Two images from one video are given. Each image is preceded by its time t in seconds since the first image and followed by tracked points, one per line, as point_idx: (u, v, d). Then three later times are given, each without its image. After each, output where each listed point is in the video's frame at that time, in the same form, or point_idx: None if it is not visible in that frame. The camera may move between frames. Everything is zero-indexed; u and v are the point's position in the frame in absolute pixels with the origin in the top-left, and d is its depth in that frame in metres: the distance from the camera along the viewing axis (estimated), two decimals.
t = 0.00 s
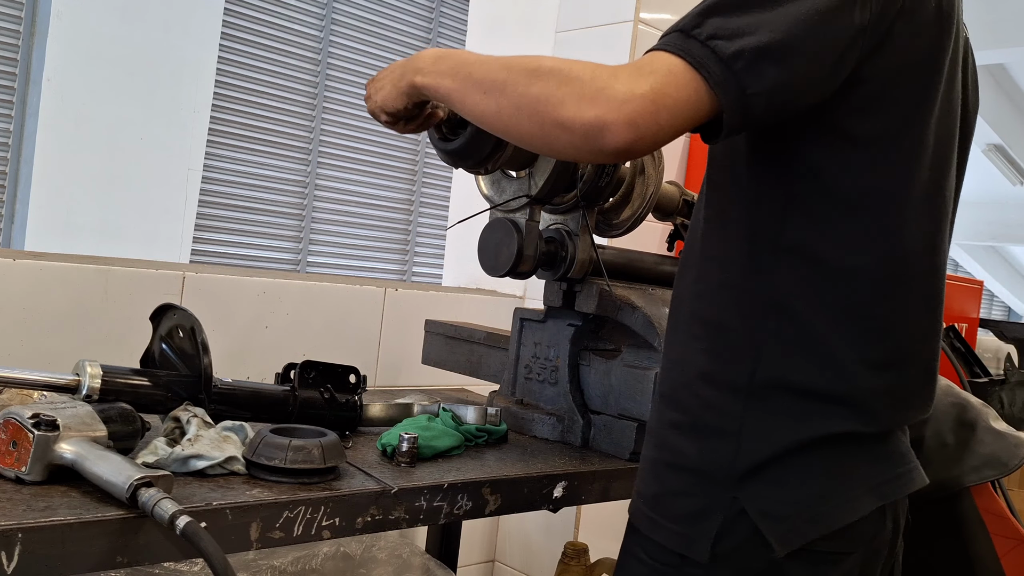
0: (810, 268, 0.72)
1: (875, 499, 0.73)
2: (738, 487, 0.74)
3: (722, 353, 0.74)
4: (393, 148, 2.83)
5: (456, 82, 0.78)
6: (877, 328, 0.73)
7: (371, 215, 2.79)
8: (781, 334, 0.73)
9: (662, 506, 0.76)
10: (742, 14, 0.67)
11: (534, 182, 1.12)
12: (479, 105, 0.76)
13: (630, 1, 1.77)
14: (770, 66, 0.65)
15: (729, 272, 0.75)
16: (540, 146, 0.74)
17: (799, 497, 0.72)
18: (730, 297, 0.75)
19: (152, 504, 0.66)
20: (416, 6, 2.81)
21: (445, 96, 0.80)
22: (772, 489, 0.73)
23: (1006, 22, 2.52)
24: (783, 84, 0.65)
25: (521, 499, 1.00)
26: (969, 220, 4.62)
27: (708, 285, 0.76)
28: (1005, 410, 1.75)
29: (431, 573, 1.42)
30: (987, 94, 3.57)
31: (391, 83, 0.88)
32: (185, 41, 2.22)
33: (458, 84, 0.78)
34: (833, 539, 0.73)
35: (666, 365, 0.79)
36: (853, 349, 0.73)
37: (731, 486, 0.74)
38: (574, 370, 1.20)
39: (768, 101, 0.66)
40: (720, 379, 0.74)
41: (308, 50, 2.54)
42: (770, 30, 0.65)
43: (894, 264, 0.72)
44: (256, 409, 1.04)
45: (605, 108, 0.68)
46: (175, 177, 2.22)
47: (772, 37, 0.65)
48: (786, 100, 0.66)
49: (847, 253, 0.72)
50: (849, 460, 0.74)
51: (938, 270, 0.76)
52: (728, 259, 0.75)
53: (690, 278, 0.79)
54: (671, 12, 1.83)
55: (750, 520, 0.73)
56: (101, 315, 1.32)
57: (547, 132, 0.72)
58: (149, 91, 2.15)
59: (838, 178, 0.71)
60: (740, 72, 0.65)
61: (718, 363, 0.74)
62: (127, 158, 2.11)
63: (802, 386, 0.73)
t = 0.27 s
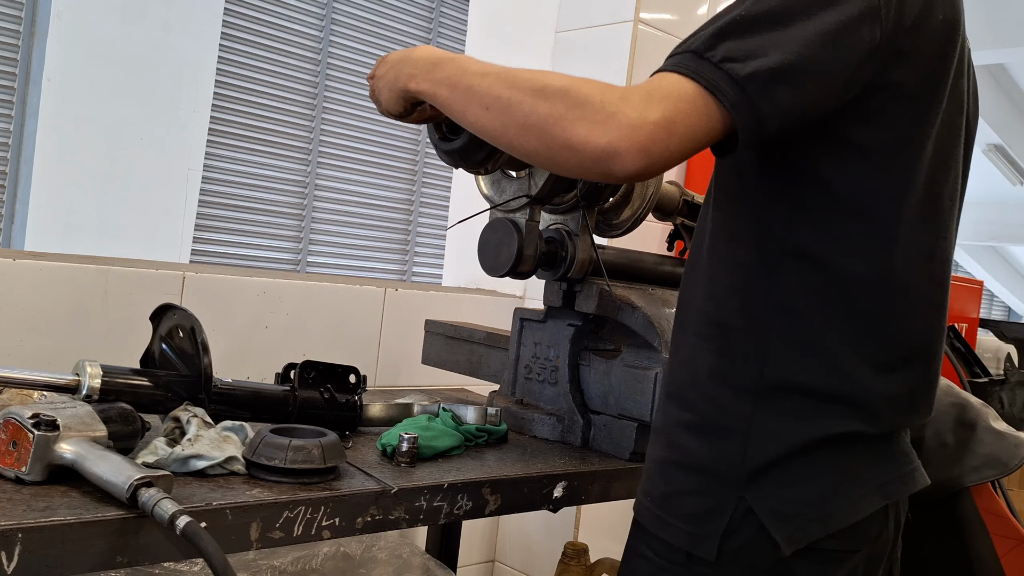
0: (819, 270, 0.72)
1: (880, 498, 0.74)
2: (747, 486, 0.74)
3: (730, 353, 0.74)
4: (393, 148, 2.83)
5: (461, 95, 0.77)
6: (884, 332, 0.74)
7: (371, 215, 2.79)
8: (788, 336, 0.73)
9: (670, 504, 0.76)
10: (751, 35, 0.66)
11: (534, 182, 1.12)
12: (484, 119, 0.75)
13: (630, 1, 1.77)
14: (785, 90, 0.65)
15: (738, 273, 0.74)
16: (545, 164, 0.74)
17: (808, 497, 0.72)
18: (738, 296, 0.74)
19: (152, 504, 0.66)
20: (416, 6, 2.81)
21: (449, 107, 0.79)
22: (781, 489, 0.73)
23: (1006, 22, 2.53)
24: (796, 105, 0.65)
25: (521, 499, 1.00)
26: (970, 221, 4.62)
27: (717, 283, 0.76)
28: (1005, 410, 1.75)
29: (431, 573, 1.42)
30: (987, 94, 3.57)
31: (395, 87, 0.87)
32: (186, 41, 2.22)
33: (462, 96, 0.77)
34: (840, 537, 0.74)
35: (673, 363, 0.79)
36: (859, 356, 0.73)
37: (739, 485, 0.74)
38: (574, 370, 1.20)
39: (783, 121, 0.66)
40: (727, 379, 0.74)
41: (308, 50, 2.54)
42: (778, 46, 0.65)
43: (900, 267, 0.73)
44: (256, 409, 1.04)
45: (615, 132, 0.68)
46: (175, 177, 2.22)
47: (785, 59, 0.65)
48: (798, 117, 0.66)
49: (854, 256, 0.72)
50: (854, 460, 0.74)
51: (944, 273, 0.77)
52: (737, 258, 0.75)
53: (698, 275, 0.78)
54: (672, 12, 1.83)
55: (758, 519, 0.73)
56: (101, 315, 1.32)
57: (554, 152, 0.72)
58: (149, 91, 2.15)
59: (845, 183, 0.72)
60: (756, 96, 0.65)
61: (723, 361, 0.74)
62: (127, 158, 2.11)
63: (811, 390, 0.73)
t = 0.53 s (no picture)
0: (825, 272, 0.72)
1: (882, 499, 0.75)
2: (752, 487, 0.74)
3: (735, 353, 0.74)
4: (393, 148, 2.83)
5: (459, 87, 0.77)
6: (885, 332, 0.74)
7: (371, 215, 2.79)
8: (792, 337, 0.73)
9: (674, 503, 0.75)
10: (747, 30, 0.67)
11: (534, 182, 1.12)
12: (480, 112, 0.75)
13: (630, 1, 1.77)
14: (778, 83, 0.65)
15: (743, 273, 0.74)
16: (540, 157, 0.73)
17: (813, 498, 0.73)
18: (743, 297, 0.74)
19: (152, 504, 0.66)
20: (416, 6, 2.81)
21: (445, 100, 0.79)
22: (786, 490, 0.73)
23: (1005, 22, 2.53)
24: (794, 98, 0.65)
25: (521, 499, 1.00)
26: (970, 221, 4.62)
27: (722, 283, 0.76)
28: (1004, 410, 1.75)
29: (431, 573, 1.42)
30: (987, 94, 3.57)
31: (394, 80, 0.87)
32: (186, 41, 2.22)
33: (460, 89, 0.77)
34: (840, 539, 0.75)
35: (677, 363, 0.79)
36: (859, 355, 0.74)
37: (744, 486, 0.74)
38: (574, 370, 1.20)
39: (778, 116, 0.66)
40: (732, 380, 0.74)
41: (308, 50, 2.54)
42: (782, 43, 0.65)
43: (906, 269, 0.73)
44: (256, 409, 1.04)
45: (612, 123, 0.68)
46: (175, 177, 2.22)
47: (782, 54, 0.65)
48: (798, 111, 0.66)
49: (859, 257, 0.72)
50: (859, 461, 0.74)
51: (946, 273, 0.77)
52: (744, 258, 0.74)
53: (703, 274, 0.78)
54: (672, 12, 1.83)
55: (763, 521, 0.73)
56: (101, 315, 1.32)
57: (549, 144, 0.71)
58: (149, 91, 2.15)
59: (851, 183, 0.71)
60: (749, 88, 0.65)
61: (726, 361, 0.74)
62: (127, 158, 2.11)
63: (816, 389, 0.73)
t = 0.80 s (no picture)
0: (814, 269, 0.72)
1: (875, 498, 0.74)
2: (742, 484, 0.73)
3: (725, 350, 0.74)
4: (393, 148, 2.83)
5: (455, 84, 0.79)
6: (876, 328, 0.73)
7: (371, 215, 2.79)
8: (782, 334, 0.73)
9: (665, 501, 0.75)
10: (733, 19, 0.66)
11: (534, 182, 1.12)
12: (475, 108, 0.77)
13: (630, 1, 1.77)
14: (762, 76, 0.65)
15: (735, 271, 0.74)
16: (534, 150, 0.74)
17: (803, 494, 0.72)
18: (733, 294, 0.74)
19: (152, 504, 0.66)
20: (416, 6, 2.81)
21: (444, 97, 0.80)
22: (776, 487, 0.73)
23: (1005, 22, 2.53)
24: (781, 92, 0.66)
25: (521, 499, 1.00)
26: (970, 222, 4.62)
27: (712, 281, 0.76)
28: (1004, 410, 1.74)
29: (431, 573, 1.42)
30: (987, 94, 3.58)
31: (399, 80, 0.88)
32: (186, 41, 2.22)
33: (458, 85, 0.78)
34: (829, 536, 0.74)
35: (670, 362, 0.79)
36: (848, 350, 0.73)
37: (734, 484, 0.73)
38: (574, 370, 1.20)
39: (764, 110, 0.66)
40: (722, 377, 0.74)
41: (308, 50, 2.54)
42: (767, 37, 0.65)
43: (895, 267, 0.73)
44: (256, 409, 1.04)
45: (598, 112, 0.68)
46: (174, 177, 2.22)
47: (779, 52, 0.65)
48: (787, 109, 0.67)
49: (849, 254, 0.72)
50: (850, 458, 0.74)
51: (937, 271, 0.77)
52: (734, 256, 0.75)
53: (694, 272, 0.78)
54: (672, 12, 1.83)
55: (753, 519, 0.73)
56: (101, 315, 1.32)
57: (540, 136, 0.72)
58: (149, 91, 2.15)
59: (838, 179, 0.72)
60: (734, 78, 0.65)
61: (715, 358, 0.74)
62: (126, 158, 2.11)
63: (805, 385, 0.73)
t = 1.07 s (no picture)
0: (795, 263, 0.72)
1: (860, 491, 0.73)
2: (722, 479, 0.74)
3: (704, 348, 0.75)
4: (393, 148, 2.83)
5: (440, 114, 0.80)
6: (860, 322, 0.73)
7: (371, 215, 2.79)
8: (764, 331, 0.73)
9: (649, 497, 0.76)
10: (704, 27, 0.66)
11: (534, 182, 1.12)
12: (460, 135, 0.78)
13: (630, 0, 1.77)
14: (740, 81, 0.65)
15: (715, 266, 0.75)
16: (520, 176, 0.75)
17: (783, 488, 0.72)
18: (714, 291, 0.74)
19: (152, 504, 0.66)
20: (416, 6, 2.81)
21: (430, 127, 0.82)
22: (757, 482, 0.73)
23: (1004, 22, 2.53)
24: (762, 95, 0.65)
25: (521, 499, 1.00)
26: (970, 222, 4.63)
27: (693, 279, 0.76)
28: (1005, 410, 1.74)
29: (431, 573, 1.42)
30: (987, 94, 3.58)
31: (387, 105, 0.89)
32: (186, 41, 2.22)
33: (443, 111, 0.79)
34: (819, 530, 0.73)
35: (655, 360, 0.79)
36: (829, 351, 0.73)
37: (715, 479, 0.74)
38: (574, 370, 1.20)
39: (744, 115, 0.66)
40: (703, 376, 0.74)
41: (308, 50, 2.53)
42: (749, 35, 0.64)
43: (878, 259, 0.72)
44: (256, 409, 1.04)
45: (578, 136, 0.69)
46: (174, 177, 2.22)
47: (777, 52, 0.65)
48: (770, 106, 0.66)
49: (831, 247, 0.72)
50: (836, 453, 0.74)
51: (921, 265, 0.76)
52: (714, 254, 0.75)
53: (675, 274, 0.78)
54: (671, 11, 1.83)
55: (733, 514, 0.73)
56: (101, 315, 1.32)
57: (524, 163, 0.73)
58: (149, 91, 2.15)
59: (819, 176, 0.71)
60: (711, 87, 0.65)
61: (699, 360, 0.75)
62: (126, 158, 2.11)
63: (784, 381, 0.73)
